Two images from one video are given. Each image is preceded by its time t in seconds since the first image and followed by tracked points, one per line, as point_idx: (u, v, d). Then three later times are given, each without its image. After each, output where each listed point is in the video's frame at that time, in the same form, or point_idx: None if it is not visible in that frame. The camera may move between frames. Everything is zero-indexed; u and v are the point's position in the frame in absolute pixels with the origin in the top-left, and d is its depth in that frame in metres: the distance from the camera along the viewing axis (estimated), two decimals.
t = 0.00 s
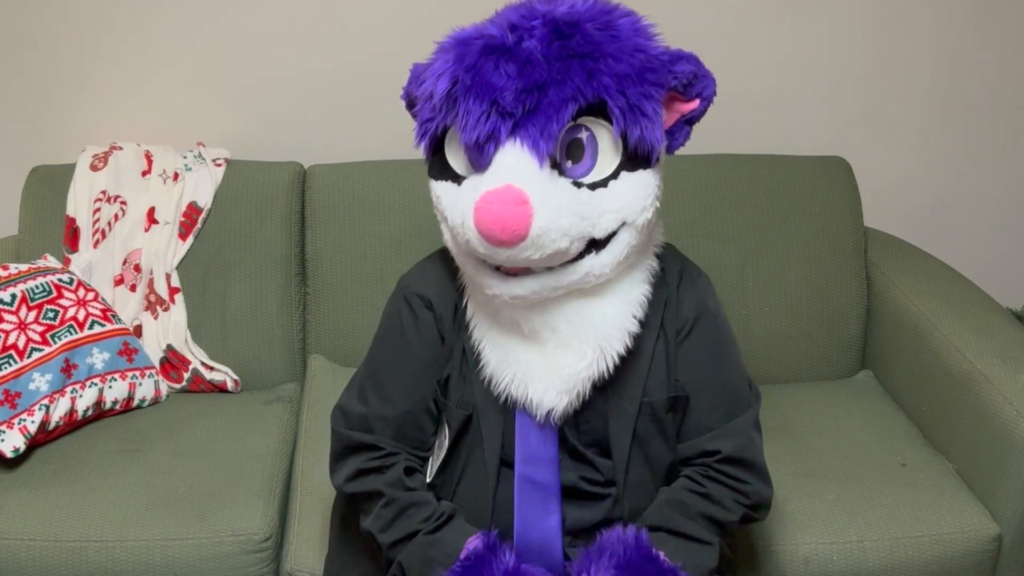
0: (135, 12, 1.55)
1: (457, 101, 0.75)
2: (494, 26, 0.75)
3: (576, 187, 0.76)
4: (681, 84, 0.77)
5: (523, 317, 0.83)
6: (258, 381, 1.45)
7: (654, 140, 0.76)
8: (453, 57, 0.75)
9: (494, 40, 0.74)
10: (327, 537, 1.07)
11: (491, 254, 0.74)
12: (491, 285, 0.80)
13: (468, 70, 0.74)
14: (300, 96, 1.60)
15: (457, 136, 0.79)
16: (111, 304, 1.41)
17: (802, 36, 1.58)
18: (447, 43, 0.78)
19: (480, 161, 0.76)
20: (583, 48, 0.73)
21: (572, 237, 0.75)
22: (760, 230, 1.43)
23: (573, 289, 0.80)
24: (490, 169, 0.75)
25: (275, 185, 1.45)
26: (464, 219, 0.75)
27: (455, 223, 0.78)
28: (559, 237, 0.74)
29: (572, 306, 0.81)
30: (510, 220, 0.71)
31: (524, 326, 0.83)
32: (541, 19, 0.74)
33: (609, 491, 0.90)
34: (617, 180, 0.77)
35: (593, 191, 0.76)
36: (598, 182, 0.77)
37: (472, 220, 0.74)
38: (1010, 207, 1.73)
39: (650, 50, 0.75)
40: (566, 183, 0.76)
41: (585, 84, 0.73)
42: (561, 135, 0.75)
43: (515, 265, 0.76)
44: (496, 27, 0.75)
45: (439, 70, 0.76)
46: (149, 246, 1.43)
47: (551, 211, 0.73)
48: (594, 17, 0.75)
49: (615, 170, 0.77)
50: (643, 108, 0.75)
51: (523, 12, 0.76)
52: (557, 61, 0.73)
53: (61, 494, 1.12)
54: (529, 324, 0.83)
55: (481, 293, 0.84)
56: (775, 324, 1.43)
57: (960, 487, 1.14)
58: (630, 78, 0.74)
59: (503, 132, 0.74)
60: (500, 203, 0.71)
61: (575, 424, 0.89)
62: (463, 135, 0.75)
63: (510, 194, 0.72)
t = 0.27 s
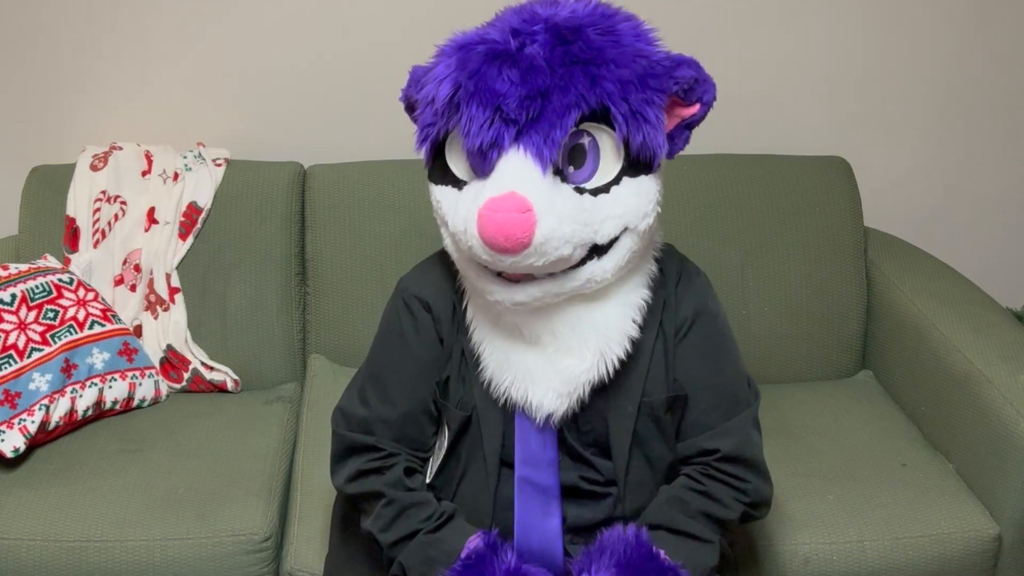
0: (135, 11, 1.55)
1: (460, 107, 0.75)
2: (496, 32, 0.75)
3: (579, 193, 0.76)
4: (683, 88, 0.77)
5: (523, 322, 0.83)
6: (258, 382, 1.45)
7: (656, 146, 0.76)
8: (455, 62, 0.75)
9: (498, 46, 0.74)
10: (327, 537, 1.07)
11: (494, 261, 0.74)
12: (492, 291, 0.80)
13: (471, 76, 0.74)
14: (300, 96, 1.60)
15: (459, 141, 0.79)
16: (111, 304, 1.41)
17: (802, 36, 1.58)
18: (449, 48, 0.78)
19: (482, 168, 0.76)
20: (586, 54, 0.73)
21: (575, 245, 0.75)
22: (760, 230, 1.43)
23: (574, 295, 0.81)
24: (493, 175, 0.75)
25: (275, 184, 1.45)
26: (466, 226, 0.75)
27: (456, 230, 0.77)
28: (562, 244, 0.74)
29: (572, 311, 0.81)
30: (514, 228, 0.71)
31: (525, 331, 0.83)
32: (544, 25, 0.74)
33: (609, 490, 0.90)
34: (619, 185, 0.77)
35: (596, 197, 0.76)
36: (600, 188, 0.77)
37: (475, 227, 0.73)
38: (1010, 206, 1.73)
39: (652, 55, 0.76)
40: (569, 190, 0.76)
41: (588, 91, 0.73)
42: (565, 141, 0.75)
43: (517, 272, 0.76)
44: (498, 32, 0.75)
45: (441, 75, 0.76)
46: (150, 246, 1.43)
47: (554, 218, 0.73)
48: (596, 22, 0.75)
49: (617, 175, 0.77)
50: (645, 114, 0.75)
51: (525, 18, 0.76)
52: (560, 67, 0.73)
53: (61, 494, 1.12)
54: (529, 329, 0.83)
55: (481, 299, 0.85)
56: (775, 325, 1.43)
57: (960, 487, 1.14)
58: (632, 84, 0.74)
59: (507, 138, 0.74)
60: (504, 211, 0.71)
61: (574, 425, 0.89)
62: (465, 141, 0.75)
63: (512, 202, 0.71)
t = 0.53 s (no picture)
0: (135, 11, 1.55)
1: (449, 110, 0.75)
2: (485, 34, 0.76)
3: (568, 194, 0.76)
4: (673, 86, 0.77)
5: (520, 321, 0.83)
6: (258, 382, 1.45)
7: (646, 145, 0.76)
8: (444, 66, 0.76)
9: (485, 49, 0.74)
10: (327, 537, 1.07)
11: (485, 263, 0.74)
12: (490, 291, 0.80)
13: (460, 80, 0.74)
14: (300, 96, 1.60)
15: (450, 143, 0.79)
16: (111, 305, 1.42)
17: (802, 36, 1.58)
18: (438, 52, 0.78)
19: (472, 171, 0.76)
20: (573, 55, 0.73)
21: (565, 245, 0.75)
22: (761, 230, 1.43)
23: (571, 294, 0.81)
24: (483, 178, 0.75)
25: (275, 184, 1.45)
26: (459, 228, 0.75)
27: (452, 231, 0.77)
28: (552, 245, 0.74)
29: (569, 309, 0.81)
30: (502, 231, 0.71)
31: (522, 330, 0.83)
32: (531, 27, 0.74)
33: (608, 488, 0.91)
34: (609, 185, 0.77)
35: (585, 197, 0.77)
36: (589, 189, 0.77)
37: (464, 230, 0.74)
38: (1010, 206, 1.73)
39: (641, 54, 0.75)
40: (558, 191, 0.76)
41: (575, 92, 0.73)
42: (554, 142, 0.75)
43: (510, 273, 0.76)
44: (486, 35, 0.75)
45: (430, 79, 0.76)
46: (149, 246, 1.43)
47: (542, 219, 0.73)
48: (584, 23, 0.75)
49: (607, 175, 0.77)
50: (634, 113, 0.74)
51: (513, 20, 0.76)
52: (547, 69, 0.73)
53: (61, 494, 1.12)
54: (526, 328, 0.83)
55: (478, 298, 0.85)
56: (775, 324, 1.43)
57: (960, 487, 1.14)
58: (620, 84, 0.73)
59: (495, 141, 0.74)
60: (493, 214, 0.71)
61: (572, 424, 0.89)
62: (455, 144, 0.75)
63: (501, 204, 0.72)
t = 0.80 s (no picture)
0: (135, 12, 1.55)
1: (460, 106, 0.75)
2: (495, 31, 0.76)
3: (577, 190, 0.76)
4: (681, 84, 0.77)
5: (526, 316, 0.82)
6: (258, 382, 1.45)
7: (654, 143, 0.76)
8: (455, 62, 0.75)
9: (497, 45, 0.74)
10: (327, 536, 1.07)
11: (495, 259, 0.74)
12: (495, 288, 0.80)
13: (471, 76, 0.74)
14: (300, 96, 1.60)
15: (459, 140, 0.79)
16: (111, 304, 1.42)
17: (802, 36, 1.58)
18: (448, 48, 0.78)
19: (483, 166, 0.76)
20: (583, 52, 0.73)
21: (575, 242, 0.75)
22: (760, 230, 1.43)
23: (576, 289, 0.80)
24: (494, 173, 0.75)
25: (275, 184, 1.45)
26: (467, 224, 0.75)
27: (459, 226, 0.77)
28: (562, 242, 0.74)
29: (575, 303, 0.81)
30: (514, 227, 0.71)
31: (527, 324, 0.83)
32: (542, 24, 0.74)
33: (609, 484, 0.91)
34: (618, 181, 0.77)
35: (595, 194, 0.76)
36: (599, 185, 0.77)
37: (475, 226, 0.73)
38: (1010, 206, 1.73)
39: (650, 52, 0.76)
40: (568, 188, 0.76)
41: (586, 89, 0.73)
42: (564, 139, 0.75)
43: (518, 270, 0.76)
44: (497, 32, 0.75)
45: (441, 75, 0.76)
46: (150, 246, 1.43)
47: (554, 215, 0.73)
48: (594, 20, 0.75)
49: (615, 173, 0.77)
50: (643, 111, 0.75)
51: (523, 17, 0.76)
52: (558, 66, 0.73)
53: (61, 494, 1.12)
54: (532, 322, 0.82)
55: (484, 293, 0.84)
56: (775, 324, 1.43)
57: (960, 487, 1.14)
58: (630, 82, 0.74)
59: (507, 137, 0.74)
60: (504, 210, 0.71)
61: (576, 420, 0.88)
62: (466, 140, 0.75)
63: (512, 200, 0.71)
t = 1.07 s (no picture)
0: (135, 12, 1.55)
1: (452, 105, 0.76)
2: (486, 29, 0.76)
3: (570, 185, 0.76)
4: (673, 78, 0.78)
5: (523, 312, 0.82)
6: (258, 382, 1.45)
7: (647, 137, 0.76)
8: (446, 61, 0.76)
9: (488, 44, 0.74)
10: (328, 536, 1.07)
11: (488, 257, 0.74)
12: (493, 285, 0.80)
13: (462, 75, 0.74)
14: (300, 96, 1.60)
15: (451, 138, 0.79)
16: (111, 304, 1.41)
17: (801, 37, 1.58)
18: (440, 48, 0.78)
19: (474, 164, 0.76)
20: (573, 48, 0.73)
21: (569, 238, 0.75)
22: (760, 230, 1.43)
23: (573, 284, 0.81)
24: (486, 171, 0.75)
25: (275, 184, 1.45)
26: (461, 222, 0.75)
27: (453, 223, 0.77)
28: (554, 238, 0.74)
29: (572, 299, 0.81)
30: (507, 224, 0.71)
31: (525, 319, 0.83)
32: (533, 22, 0.74)
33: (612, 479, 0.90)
34: (612, 177, 0.77)
35: (588, 190, 0.76)
36: (592, 180, 0.77)
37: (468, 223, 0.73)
38: (1010, 207, 1.73)
39: (641, 47, 0.76)
40: (560, 183, 0.75)
41: (577, 85, 0.73)
42: (555, 135, 0.75)
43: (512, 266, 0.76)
44: (488, 30, 0.76)
45: (433, 74, 0.76)
46: (149, 246, 1.43)
47: (546, 212, 0.73)
48: (585, 16, 0.75)
49: (608, 168, 0.77)
50: (634, 106, 0.75)
51: (515, 15, 0.76)
52: (548, 63, 0.73)
53: (61, 494, 1.12)
54: (529, 318, 0.82)
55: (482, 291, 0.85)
56: (775, 324, 1.43)
57: (960, 487, 1.14)
58: (621, 76, 0.74)
59: (497, 135, 0.74)
60: (496, 206, 0.71)
61: (578, 417, 0.88)
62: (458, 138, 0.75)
63: (505, 198, 0.71)
